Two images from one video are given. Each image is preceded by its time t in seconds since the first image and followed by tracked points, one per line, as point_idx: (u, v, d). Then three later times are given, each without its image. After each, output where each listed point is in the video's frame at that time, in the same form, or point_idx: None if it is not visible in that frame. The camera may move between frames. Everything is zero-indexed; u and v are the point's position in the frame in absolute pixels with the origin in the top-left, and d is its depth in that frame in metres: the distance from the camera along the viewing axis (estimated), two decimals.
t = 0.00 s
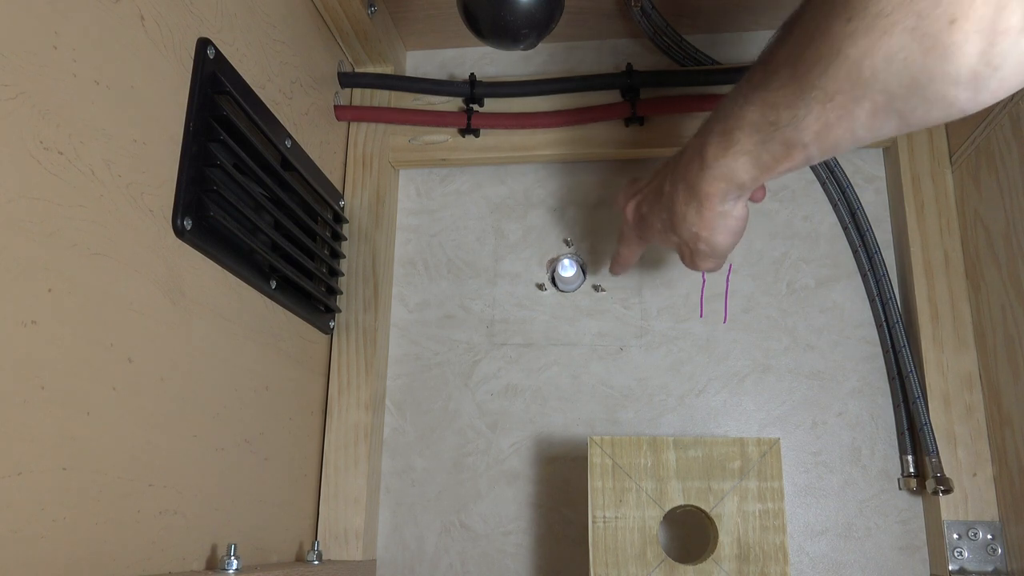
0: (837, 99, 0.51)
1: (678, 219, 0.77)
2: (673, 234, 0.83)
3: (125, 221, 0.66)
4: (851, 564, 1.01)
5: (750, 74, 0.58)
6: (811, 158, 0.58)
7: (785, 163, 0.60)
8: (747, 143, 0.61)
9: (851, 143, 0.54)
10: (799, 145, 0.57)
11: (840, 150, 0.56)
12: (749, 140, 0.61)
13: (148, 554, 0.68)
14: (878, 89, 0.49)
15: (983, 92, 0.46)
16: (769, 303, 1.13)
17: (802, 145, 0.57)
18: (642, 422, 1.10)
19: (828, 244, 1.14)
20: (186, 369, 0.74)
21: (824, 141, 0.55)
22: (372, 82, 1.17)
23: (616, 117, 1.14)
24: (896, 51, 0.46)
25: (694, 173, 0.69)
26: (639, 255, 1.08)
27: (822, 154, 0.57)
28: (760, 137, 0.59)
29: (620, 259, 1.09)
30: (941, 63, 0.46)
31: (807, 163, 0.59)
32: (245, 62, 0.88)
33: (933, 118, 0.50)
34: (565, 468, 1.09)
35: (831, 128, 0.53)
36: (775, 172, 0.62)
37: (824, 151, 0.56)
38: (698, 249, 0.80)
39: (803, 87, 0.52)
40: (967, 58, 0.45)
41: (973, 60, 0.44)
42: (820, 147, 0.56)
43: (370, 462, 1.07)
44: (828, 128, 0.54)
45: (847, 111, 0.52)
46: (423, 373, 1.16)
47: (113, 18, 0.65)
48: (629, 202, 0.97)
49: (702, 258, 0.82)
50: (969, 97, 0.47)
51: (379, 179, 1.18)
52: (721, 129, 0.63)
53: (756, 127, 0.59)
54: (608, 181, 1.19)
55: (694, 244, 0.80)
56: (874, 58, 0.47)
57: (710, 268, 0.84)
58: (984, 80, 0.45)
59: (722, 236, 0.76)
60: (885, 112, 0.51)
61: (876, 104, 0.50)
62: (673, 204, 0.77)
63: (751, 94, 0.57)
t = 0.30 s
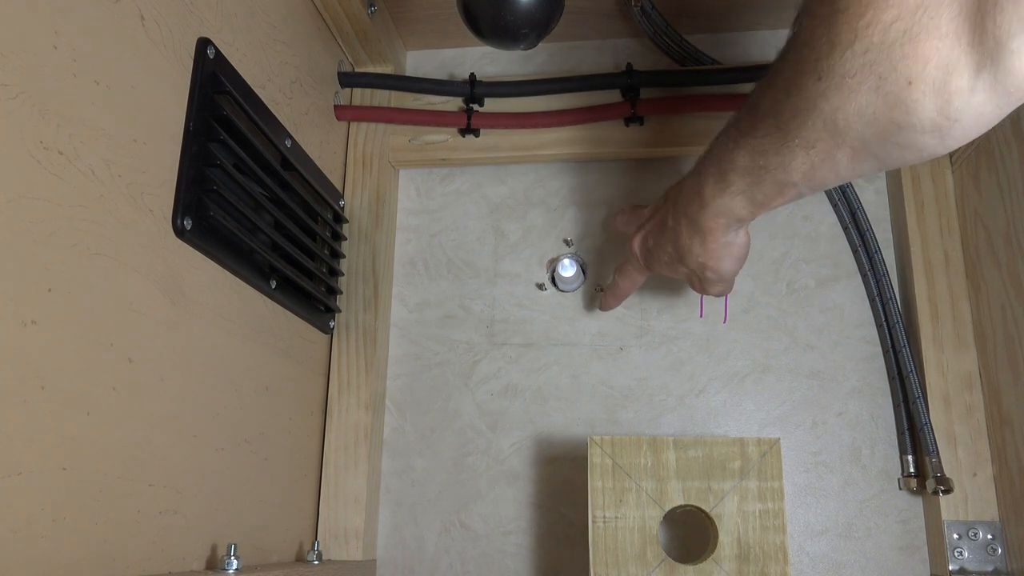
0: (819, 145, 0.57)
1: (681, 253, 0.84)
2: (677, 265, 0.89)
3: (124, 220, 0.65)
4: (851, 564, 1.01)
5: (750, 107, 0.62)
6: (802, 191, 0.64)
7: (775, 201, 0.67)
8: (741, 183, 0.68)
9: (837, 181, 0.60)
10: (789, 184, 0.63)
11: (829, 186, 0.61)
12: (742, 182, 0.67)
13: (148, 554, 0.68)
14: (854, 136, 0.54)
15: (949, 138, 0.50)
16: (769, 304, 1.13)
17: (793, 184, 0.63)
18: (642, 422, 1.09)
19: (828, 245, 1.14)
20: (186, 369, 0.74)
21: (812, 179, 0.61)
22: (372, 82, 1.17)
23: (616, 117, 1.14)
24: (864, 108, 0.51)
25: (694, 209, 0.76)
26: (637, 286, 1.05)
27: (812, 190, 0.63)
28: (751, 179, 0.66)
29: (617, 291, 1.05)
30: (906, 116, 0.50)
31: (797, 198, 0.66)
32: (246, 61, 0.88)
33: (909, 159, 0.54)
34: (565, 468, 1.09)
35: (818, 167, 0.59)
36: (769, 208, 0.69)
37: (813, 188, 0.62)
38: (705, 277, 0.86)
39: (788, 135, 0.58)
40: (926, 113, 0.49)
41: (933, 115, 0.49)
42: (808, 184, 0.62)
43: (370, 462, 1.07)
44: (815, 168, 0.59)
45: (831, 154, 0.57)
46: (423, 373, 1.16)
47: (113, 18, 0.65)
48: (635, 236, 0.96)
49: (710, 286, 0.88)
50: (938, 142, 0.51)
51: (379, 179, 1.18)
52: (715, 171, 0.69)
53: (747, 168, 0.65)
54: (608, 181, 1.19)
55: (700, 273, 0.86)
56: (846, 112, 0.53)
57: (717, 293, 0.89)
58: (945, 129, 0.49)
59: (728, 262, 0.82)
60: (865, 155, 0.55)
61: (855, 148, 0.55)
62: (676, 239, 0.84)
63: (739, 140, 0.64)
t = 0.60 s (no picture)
0: (816, 148, 0.57)
1: (680, 253, 0.84)
2: (676, 266, 0.88)
3: (125, 221, 0.65)
4: (851, 564, 1.01)
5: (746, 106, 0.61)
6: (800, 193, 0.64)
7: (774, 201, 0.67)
8: (739, 186, 0.68)
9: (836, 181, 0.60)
10: (787, 185, 0.63)
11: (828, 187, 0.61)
12: (740, 184, 0.68)
13: (148, 554, 0.68)
14: (850, 138, 0.54)
15: (945, 139, 0.50)
16: (768, 304, 1.13)
17: (791, 186, 0.63)
18: (642, 422, 1.09)
19: (828, 244, 1.14)
20: (187, 369, 0.74)
21: (811, 179, 0.61)
22: (372, 82, 1.17)
23: (616, 117, 1.14)
24: (859, 110, 0.51)
25: (693, 212, 0.76)
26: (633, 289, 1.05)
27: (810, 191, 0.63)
28: (750, 182, 0.66)
29: (614, 294, 1.05)
30: (901, 118, 0.50)
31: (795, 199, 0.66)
32: (245, 61, 0.88)
33: (905, 159, 0.55)
34: (565, 468, 1.09)
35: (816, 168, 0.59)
36: (767, 210, 0.69)
37: (812, 188, 0.62)
38: (704, 277, 0.86)
39: (785, 138, 0.58)
40: (921, 114, 0.49)
41: (927, 116, 0.49)
42: (806, 185, 0.62)
43: (370, 462, 1.07)
44: (812, 171, 0.59)
45: (828, 156, 0.57)
46: (423, 373, 1.16)
47: (113, 18, 0.65)
48: (629, 239, 0.96)
49: (709, 286, 0.88)
50: (933, 143, 0.51)
51: (379, 179, 1.18)
52: (712, 175, 0.70)
53: (745, 171, 0.65)
54: (608, 181, 1.19)
55: (699, 274, 0.85)
56: (842, 116, 0.53)
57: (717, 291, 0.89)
58: (940, 130, 0.50)
59: (728, 262, 0.81)
60: (861, 156, 0.55)
61: (852, 150, 0.55)
62: (674, 240, 0.84)
63: (737, 143, 0.64)
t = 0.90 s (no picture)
0: (823, 139, 0.57)
1: (689, 247, 0.83)
2: (685, 260, 0.88)
3: (125, 221, 0.65)
4: (851, 564, 1.01)
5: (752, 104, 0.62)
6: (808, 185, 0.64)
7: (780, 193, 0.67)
8: (746, 178, 0.68)
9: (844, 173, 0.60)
10: (794, 177, 0.63)
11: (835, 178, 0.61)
12: (746, 177, 0.68)
13: (148, 554, 0.68)
14: (858, 129, 0.54)
15: (954, 130, 0.50)
16: (768, 304, 1.13)
17: (798, 177, 0.63)
18: (642, 423, 1.09)
19: (828, 245, 1.14)
20: (187, 369, 0.74)
21: (818, 172, 0.61)
22: (373, 82, 1.17)
23: (616, 117, 1.14)
24: (868, 99, 0.52)
25: (700, 204, 0.76)
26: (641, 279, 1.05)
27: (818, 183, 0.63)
28: (756, 174, 0.66)
29: (622, 284, 1.06)
30: (909, 108, 0.50)
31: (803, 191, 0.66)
32: (245, 61, 0.88)
33: (915, 150, 0.54)
34: (565, 468, 1.09)
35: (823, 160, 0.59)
36: (774, 202, 0.69)
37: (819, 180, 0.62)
38: (714, 270, 0.85)
39: (792, 129, 0.58)
40: (929, 104, 0.49)
41: (935, 106, 0.49)
42: (814, 178, 0.62)
43: (370, 462, 1.07)
44: (820, 161, 0.59)
45: (836, 146, 0.57)
46: (423, 374, 1.16)
47: (113, 18, 0.65)
48: (639, 231, 0.95)
49: (719, 277, 0.87)
50: (941, 134, 0.51)
51: (379, 179, 1.18)
52: (719, 168, 0.69)
53: (752, 163, 0.65)
54: (608, 181, 1.19)
55: (708, 266, 0.85)
56: (849, 105, 0.53)
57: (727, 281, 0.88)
58: (949, 120, 0.49)
59: (737, 255, 0.81)
60: (870, 147, 0.55)
61: (860, 140, 0.55)
62: (682, 234, 0.84)
63: (744, 135, 0.63)
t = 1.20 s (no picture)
0: (814, 146, 0.57)
1: (680, 253, 0.83)
2: (676, 265, 0.88)
3: (125, 221, 0.65)
4: (851, 564, 1.01)
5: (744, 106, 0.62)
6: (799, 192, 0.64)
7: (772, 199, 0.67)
8: (736, 186, 0.68)
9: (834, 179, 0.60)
10: (786, 183, 0.63)
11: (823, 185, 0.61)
12: (737, 184, 0.68)
13: (148, 554, 0.68)
14: (848, 136, 0.54)
15: (943, 136, 0.50)
16: (769, 304, 1.13)
17: (789, 184, 0.63)
18: (641, 423, 1.09)
19: (828, 245, 1.14)
20: (187, 370, 0.74)
21: (808, 178, 0.61)
22: (373, 82, 1.17)
23: (616, 117, 1.14)
24: (857, 108, 0.51)
25: (689, 208, 0.76)
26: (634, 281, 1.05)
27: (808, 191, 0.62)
28: (746, 181, 0.66)
29: (616, 287, 1.05)
30: (898, 117, 0.50)
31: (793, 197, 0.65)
32: (245, 61, 0.88)
33: (904, 157, 0.54)
34: (565, 468, 1.09)
35: (814, 167, 0.59)
36: (765, 208, 0.69)
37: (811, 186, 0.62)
38: (706, 275, 0.85)
39: (782, 136, 0.58)
40: (918, 112, 0.49)
41: (924, 114, 0.49)
42: (805, 184, 0.62)
43: (370, 462, 1.07)
44: (811, 168, 0.59)
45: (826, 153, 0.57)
46: (423, 374, 1.16)
47: (113, 18, 0.65)
48: (629, 237, 0.96)
49: (711, 281, 0.87)
50: (930, 141, 0.51)
51: (379, 179, 1.18)
52: (709, 175, 0.69)
53: (742, 170, 0.65)
54: (607, 181, 1.19)
55: (700, 272, 0.85)
56: (840, 114, 0.53)
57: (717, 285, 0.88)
58: (938, 127, 0.50)
59: (728, 259, 0.81)
60: (860, 154, 0.55)
61: (850, 147, 0.55)
62: (673, 240, 0.84)
63: (734, 143, 0.63)
